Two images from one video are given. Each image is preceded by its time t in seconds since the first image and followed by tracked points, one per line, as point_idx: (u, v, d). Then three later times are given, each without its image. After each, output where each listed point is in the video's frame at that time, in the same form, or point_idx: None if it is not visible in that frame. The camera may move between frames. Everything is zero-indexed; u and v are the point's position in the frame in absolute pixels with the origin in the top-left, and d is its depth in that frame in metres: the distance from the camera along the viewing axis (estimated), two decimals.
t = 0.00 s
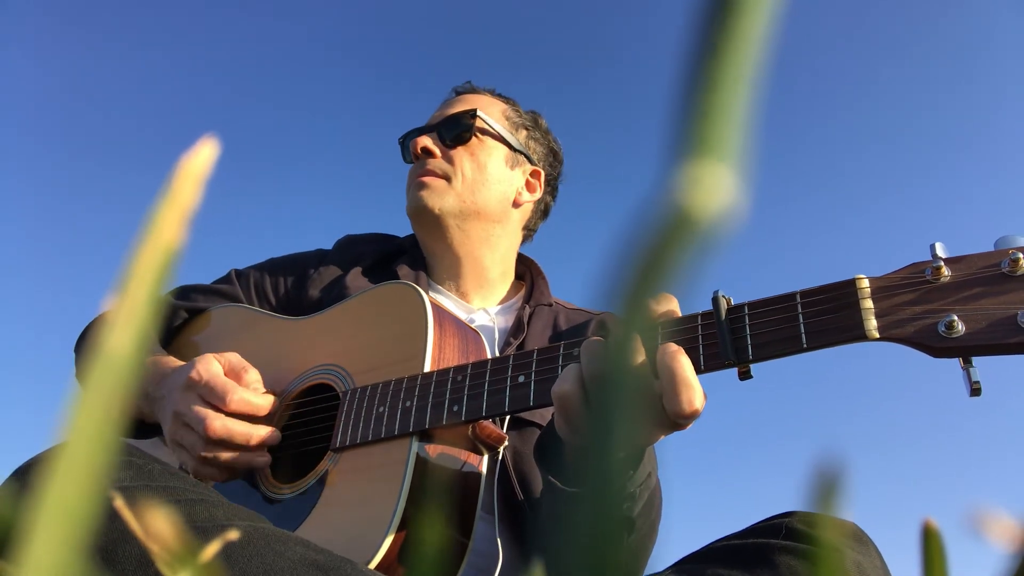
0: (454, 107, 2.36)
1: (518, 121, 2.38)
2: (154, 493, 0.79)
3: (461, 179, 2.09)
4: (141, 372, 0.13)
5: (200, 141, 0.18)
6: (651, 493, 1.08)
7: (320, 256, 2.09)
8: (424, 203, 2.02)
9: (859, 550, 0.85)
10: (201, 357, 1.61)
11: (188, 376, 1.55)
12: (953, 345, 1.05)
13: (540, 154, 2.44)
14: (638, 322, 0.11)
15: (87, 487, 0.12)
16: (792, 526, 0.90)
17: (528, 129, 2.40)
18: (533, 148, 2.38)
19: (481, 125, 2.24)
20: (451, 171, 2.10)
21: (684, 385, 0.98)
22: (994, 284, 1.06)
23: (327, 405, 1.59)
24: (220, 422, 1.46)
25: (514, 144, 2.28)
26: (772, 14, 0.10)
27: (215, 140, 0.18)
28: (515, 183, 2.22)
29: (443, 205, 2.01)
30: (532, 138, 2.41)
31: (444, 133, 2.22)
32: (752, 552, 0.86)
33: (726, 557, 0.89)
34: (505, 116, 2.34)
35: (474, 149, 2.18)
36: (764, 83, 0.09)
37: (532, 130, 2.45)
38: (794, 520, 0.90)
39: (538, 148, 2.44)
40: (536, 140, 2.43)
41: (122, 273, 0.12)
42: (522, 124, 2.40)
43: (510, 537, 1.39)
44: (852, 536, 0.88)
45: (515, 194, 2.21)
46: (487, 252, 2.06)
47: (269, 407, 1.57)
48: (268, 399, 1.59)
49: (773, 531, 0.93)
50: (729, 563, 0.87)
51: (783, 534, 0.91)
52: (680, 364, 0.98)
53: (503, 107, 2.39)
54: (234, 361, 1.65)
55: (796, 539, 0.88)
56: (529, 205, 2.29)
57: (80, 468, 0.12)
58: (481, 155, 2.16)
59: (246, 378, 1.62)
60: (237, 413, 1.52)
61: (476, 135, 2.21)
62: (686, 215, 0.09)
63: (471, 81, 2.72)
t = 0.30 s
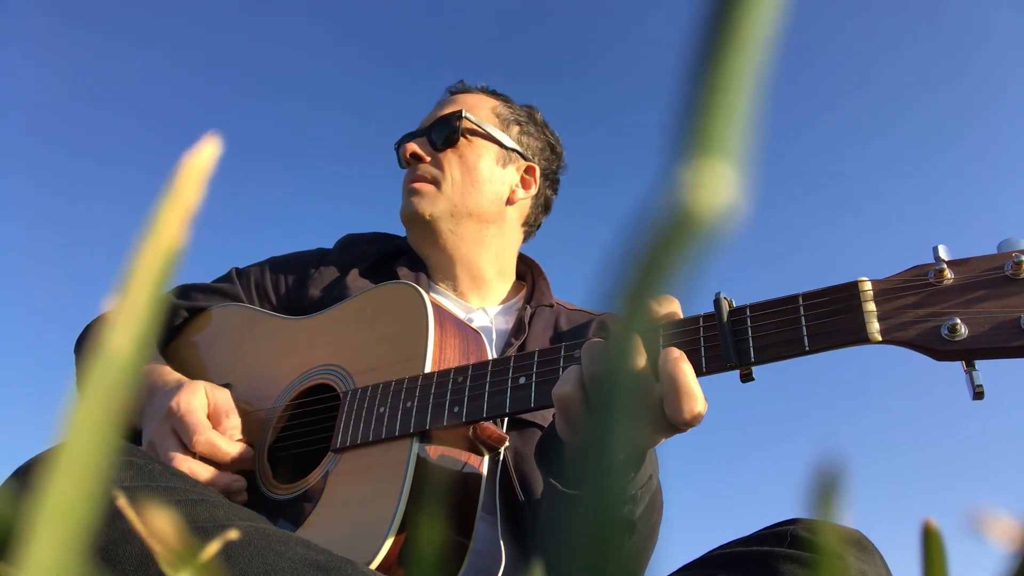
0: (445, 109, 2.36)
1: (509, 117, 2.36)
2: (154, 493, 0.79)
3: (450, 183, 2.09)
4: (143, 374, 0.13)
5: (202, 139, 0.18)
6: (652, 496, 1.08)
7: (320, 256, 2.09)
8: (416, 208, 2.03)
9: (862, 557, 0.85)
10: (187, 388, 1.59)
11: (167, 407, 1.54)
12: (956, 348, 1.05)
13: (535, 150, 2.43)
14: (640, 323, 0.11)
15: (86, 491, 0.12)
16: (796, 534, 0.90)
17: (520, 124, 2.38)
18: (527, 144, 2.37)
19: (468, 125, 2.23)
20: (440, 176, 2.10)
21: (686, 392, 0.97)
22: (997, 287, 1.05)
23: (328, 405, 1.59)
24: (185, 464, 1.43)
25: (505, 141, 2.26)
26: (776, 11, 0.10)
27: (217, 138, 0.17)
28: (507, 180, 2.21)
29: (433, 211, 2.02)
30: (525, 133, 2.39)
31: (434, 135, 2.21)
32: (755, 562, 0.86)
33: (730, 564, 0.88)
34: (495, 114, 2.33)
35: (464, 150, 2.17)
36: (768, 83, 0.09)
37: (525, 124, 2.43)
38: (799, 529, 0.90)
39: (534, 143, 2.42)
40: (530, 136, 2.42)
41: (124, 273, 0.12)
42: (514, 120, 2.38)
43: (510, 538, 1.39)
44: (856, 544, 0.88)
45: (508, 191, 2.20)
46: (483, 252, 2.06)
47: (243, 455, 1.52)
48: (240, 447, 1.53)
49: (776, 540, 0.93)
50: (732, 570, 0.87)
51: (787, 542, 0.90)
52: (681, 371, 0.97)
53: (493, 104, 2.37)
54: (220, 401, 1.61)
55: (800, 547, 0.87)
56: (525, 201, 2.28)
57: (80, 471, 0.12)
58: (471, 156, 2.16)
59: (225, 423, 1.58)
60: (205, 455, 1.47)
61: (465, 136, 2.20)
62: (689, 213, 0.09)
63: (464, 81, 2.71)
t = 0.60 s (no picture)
0: (440, 109, 2.36)
1: (504, 115, 2.36)
2: (154, 493, 0.79)
3: (445, 182, 2.09)
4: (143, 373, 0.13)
5: (200, 141, 0.18)
6: (652, 495, 1.08)
7: (320, 256, 2.09)
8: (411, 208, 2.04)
9: (861, 555, 0.85)
10: (197, 371, 1.59)
11: (180, 392, 1.54)
12: (954, 346, 1.05)
13: (532, 147, 2.42)
14: (639, 322, 0.11)
15: (87, 489, 0.12)
16: (795, 532, 0.90)
17: (515, 122, 2.38)
18: (523, 142, 2.36)
19: (463, 124, 2.23)
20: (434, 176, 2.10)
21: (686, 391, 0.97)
22: (996, 286, 1.06)
23: (328, 405, 1.59)
24: (210, 443, 1.45)
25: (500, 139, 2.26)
26: (774, 12, 0.10)
27: (216, 140, 0.18)
28: (503, 178, 2.20)
29: (428, 210, 2.02)
30: (520, 131, 2.39)
31: (428, 135, 2.21)
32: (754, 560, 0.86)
33: (729, 562, 0.89)
34: (490, 112, 2.32)
35: (459, 149, 2.17)
36: (765, 82, 0.09)
37: (521, 122, 2.43)
38: (798, 527, 0.90)
39: (530, 141, 2.42)
40: (526, 133, 2.41)
41: (126, 272, 0.12)
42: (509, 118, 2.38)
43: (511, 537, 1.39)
44: (854, 541, 0.88)
45: (505, 189, 2.20)
46: (481, 251, 2.06)
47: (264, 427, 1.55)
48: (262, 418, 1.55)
49: (775, 538, 0.93)
50: (732, 569, 0.87)
51: (786, 539, 0.91)
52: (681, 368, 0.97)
53: (488, 102, 2.37)
54: (232, 374, 1.60)
55: (799, 545, 0.87)
56: (523, 199, 2.28)
57: (81, 470, 0.12)
58: (466, 155, 2.15)
59: (242, 395, 1.58)
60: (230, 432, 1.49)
61: (460, 135, 2.20)
62: (687, 213, 0.09)
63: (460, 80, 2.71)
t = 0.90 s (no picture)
0: (439, 109, 2.36)
1: (504, 115, 2.36)
2: (154, 493, 0.79)
3: (446, 185, 2.09)
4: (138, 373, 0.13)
5: (192, 144, 0.18)
6: (651, 494, 1.08)
7: (320, 256, 2.09)
8: (410, 209, 2.04)
9: (858, 550, 0.85)
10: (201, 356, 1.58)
11: (185, 373, 1.53)
12: (952, 345, 1.06)
13: (531, 148, 2.42)
14: (639, 322, 0.11)
15: (85, 489, 0.12)
16: (793, 527, 0.90)
17: (515, 123, 2.38)
18: (522, 142, 2.37)
19: (463, 125, 2.23)
20: (434, 178, 2.10)
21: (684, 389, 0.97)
22: (995, 284, 1.06)
23: (327, 405, 1.59)
24: (214, 420, 1.44)
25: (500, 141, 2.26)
26: (772, 12, 0.10)
27: (207, 143, 0.18)
28: (503, 179, 2.20)
29: (428, 212, 2.02)
30: (520, 131, 2.39)
31: (428, 135, 2.21)
32: (752, 556, 0.86)
33: (728, 558, 0.89)
34: (489, 113, 2.33)
35: (458, 150, 2.17)
36: (764, 83, 0.09)
37: (520, 123, 2.43)
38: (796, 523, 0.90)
39: (529, 141, 2.42)
40: (525, 134, 2.41)
41: (118, 275, 0.12)
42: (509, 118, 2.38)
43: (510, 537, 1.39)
44: (853, 537, 0.88)
45: (504, 190, 2.20)
46: (481, 252, 2.06)
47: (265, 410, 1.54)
48: (264, 400, 1.56)
49: (772, 534, 0.93)
50: (731, 565, 0.87)
51: (784, 535, 0.91)
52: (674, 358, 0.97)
53: (488, 103, 2.38)
54: (235, 361, 1.60)
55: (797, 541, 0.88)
56: (522, 199, 2.28)
57: (77, 471, 0.12)
58: (465, 157, 2.15)
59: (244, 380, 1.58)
60: (231, 411, 1.49)
61: (460, 136, 2.20)
62: (687, 212, 0.09)
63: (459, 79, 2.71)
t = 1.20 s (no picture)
0: (441, 107, 2.36)
1: (506, 113, 2.35)
2: (153, 493, 0.79)
3: (447, 183, 2.09)
4: (137, 375, 0.12)
5: (198, 140, 0.18)
6: (652, 497, 1.08)
7: (321, 254, 2.09)
8: (411, 207, 2.04)
9: (860, 554, 0.85)
10: (192, 382, 1.59)
11: (171, 400, 1.54)
12: (956, 351, 1.05)
13: (533, 146, 2.42)
14: (635, 324, 0.11)
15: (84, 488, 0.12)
16: (794, 531, 0.89)
17: (516, 121, 2.38)
18: (524, 140, 2.36)
19: (464, 123, 2.23)
20: (436, 175, 2.10)
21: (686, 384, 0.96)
22: (999, 289, 1.05)
23: (328, 404, 1.59)
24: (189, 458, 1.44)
25: (501, 139, 2.26)
26: (770, 10, 0.10)
27: (213, 141, 0.17)
28: (504, 177, 2.20)
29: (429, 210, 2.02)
30: (521, 130, 2.39)
31: (429, 133, 2.21)
32: (754, 559, 0.86)
33: (729, 562, 0.88)
34: (491, 111, 2.32)
35: (460, 148, 2.17)
36: (761, 83, 0.09)
37: (522, 121, 2.42)
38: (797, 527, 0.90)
39: (531, 140, 2.42)
40: (527, 132, 2.41)
41: (121, 273, 0.12)
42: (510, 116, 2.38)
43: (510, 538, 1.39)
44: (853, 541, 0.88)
45: (506, 189, 2.19)
46: (483, 251, 2.06)
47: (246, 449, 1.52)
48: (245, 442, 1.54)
49: (774, 537, 0.93)
50: (731, 568, 0.87)
51: (785, 540, 0.90)
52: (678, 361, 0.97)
53: (489, 101, 2.37)
54: (226, 400, 1.61)
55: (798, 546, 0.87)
56: (524, 198, 2.28)
57: (77, 470, 0.11)
58: (467, 154, 2.15)
59: (230, 421, 1.57)
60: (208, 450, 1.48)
61: (461, 134, 2.20)
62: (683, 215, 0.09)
63: (461, 78, 2.71)
